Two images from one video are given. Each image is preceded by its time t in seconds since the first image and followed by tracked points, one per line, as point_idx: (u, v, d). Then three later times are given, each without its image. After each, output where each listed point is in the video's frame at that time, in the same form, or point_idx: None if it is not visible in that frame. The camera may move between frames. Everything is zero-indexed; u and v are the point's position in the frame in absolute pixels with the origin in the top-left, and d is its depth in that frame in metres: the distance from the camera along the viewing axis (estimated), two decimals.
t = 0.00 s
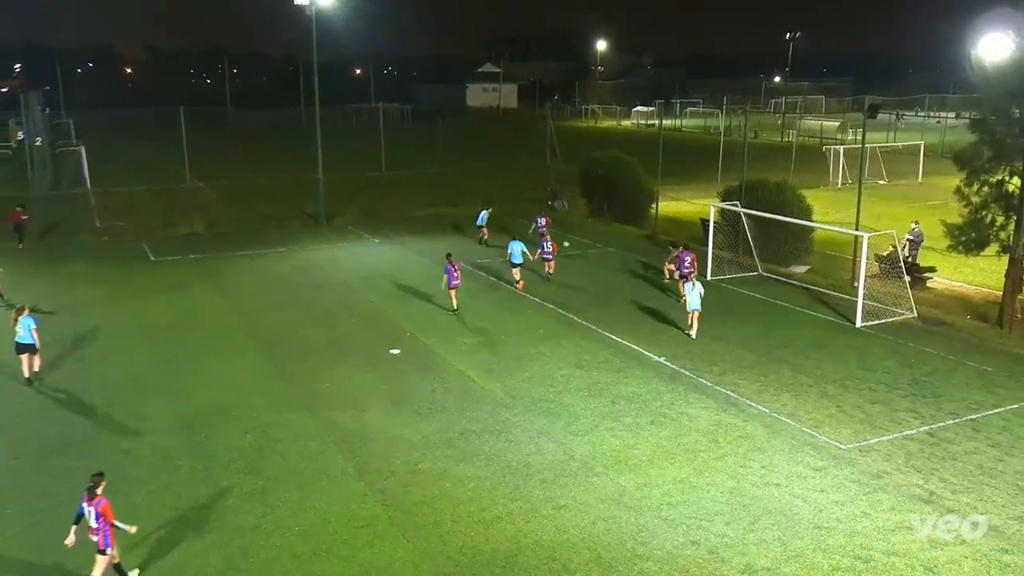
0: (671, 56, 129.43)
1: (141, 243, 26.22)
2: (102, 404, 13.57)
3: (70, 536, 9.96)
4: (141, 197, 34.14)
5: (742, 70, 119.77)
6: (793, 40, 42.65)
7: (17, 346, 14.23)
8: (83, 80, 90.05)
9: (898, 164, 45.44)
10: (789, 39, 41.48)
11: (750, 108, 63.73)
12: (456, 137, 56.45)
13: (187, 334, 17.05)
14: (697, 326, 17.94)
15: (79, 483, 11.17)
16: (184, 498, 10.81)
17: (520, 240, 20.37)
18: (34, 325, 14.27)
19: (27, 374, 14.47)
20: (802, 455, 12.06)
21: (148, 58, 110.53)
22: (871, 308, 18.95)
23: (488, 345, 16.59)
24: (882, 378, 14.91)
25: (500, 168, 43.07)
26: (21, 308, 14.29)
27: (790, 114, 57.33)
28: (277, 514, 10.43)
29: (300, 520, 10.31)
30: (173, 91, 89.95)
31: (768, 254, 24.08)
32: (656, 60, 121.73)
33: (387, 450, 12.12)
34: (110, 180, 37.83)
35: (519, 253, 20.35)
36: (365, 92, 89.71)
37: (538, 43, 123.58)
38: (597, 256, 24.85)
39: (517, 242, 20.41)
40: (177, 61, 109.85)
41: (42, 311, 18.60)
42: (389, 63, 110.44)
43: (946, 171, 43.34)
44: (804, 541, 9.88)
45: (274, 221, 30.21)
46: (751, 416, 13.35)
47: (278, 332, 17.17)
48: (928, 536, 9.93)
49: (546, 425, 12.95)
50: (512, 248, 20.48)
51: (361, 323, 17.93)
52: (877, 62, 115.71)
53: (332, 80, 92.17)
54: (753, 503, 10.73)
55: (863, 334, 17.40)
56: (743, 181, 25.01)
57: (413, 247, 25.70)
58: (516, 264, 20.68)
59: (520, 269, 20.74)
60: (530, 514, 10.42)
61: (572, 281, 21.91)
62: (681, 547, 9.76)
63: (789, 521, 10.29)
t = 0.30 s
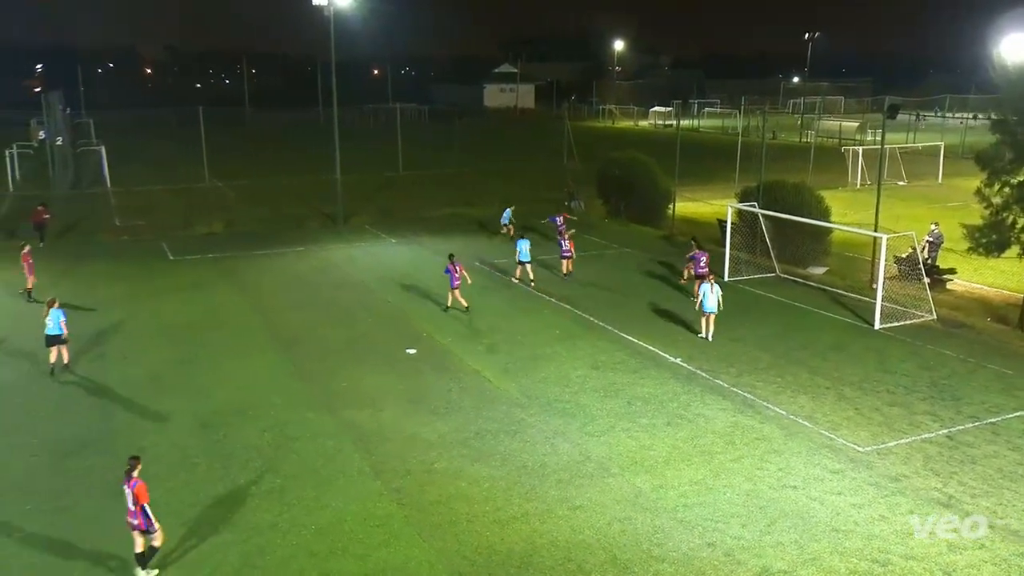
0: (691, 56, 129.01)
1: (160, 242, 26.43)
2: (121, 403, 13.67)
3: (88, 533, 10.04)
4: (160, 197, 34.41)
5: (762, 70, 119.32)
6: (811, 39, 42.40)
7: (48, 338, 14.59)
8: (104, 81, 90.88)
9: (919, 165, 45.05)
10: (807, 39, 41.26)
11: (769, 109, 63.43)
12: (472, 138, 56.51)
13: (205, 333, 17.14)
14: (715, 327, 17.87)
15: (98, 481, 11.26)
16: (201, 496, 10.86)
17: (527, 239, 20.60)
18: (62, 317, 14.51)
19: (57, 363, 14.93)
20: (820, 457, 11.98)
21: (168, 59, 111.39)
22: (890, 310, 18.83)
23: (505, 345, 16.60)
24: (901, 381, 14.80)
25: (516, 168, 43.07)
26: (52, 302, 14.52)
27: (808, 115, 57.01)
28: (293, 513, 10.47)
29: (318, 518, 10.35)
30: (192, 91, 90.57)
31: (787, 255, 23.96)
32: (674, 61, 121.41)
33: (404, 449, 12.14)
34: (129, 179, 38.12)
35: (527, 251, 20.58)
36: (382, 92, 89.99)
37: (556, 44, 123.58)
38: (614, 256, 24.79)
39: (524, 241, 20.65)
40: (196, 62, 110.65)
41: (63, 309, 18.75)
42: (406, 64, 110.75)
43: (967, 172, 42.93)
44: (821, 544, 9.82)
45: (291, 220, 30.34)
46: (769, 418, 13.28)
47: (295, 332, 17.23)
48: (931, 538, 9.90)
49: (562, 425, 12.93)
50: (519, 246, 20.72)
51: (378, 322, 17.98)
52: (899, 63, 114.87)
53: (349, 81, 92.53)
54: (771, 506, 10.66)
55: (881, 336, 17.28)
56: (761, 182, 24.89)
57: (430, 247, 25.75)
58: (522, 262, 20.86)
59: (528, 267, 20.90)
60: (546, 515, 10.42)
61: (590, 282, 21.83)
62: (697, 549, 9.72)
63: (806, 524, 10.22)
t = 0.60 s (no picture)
0: (713, 55, 128.22)
1: (182, 241, 26.63)
2: (143, 399, 13.79)
3: (110, 527, 10.13)
4: (180, 196, 34.67)
5: (786, 70, 118.36)
6: (834, 39, 42.02)
7: (76, 329, 15.06)
8: (127, 80, 91.68)
9: (942, 166, 44.57)
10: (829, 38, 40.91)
11: (790, 109, 62.98)
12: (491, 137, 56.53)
13: (226, 331, 17.26)
14: (736, 328, 17.79)
15: (120, 476, 11.36)
16: (221, 493, 10.94)
17: (537, 235, 20.75)
18: (91, 309, 14.98)
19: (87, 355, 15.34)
20: (841, 460, 11.90)
21: (190, 58, 112.18)
22: (912, 312, 18.67)
23: (523, 345, 16.59)
24: (924, 384, 14.66)
25: (534, 168, 43.04)
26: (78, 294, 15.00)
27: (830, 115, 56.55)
28: (311, 511, 10.52)
29: (336, 517, 10.39)
30: (214, 91, 91.14)
31: (808, 257, 23.81)
32: (696, 60, 120.77)
33: (423, 449, 12.17)
34: (151, 178, 38.44)
35: (536, 246, 20.73)
36: (402, 91, 90.19)
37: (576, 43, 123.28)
38: (633, 257, 24.73)
39: (532, 236, 20.79)
40: (218, 62, 111.37)
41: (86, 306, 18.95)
42: (426, 64, 110.94)
43: (992, 173, 42.42)
44: (842, 547, 9.76)
45: (311, 220, 30.50)
46: (789, 420, 13.21)
47: (315, 331, 17.31)
48: (919, 534, 10.02)
49: (581, 426, 12.92)
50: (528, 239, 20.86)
51: (397, 322, 18.01)
52: (924, 62, 113.57)
53: (369, 81, 92.85)
54: (790, 508, 10.61)
55: (903, 338, 17.13)
56: (782, 182, 24.73)
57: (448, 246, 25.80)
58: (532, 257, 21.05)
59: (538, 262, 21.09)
60: (565, 515, 10.41)
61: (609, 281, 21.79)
62: (716, 551, 9.68)
63: (826, 527, 10.16)
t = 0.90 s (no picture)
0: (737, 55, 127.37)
1: (205, 239, 26.85)
2: (166, 396, 13.92)
3: (133, 522, 10.23)
4: (203, 195, 34.96)
5: (811, 70, 117.35)
6: (859, 38, 41.62)
7: (102, 319, 15.60)
8: (153, 80, 92.55)
9: (968, 167, 44.03)
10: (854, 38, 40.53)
11: (814, 109, 62.46)
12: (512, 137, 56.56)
13: (249, 329, 17.38)
14: (758, 330, 17.68)
15: (143, 472, 11.47)
16: (242, 490, 11.01)
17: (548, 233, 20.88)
18: (117, 300, 15.55)
19: (110, 345, 15.87)
20: (863, 463, 11.80)
21: (215, 59, 113.02)
22: (937, 314, 18.49)
23: (544, 345, 16.59)
24: (949, 387, 14.50)
25: (554, 168, 43.01)
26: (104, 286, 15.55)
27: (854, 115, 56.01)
28: (331, 508, 10.56)
29: (356, 515, 10.43)
30: (238, 91, 91.80)
31: (831, 258, 23.62)
32: (720, 61, 120.07)
33: (443, 448, 12.18)
34: (174, 177, 38.81)
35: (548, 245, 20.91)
36: (423, 91, 90.39)
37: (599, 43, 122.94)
38: (653, 257, 24.65)
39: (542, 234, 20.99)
40: (241, 62, 112.09)
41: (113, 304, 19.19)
42: (447, 64, 111.12)
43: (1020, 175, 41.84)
44: (864, 551, 9.68)
45: (332, 219, 30.65)
46: (811, 422, 13.12)
47: (337, 330, 17.38)
48: (937, 537, 9.94)
49: (601, 426, 12.89)
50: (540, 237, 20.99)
51: (418, 321, 18.06)
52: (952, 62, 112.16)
53: (390, 81, 93.13)
54: (812, 511, 10.53)
55: (927, 340, 16.96)
56: (805, 183, 24.54)
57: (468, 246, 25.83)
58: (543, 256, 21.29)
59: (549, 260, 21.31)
60: (584, 516, 10.38)
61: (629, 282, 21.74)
62: (736, 553, 9.64)
63: (849, 530, 10.08)
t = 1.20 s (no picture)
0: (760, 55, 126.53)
1: (228, 239, 27.02)
2: (188, 394, 14.02)
3: (156, 518, 10.32)
4: (225, 194, 35.18)
5: (836, 69, 116.26)
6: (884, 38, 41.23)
7: (129, 314, 15.86)
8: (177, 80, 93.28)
9: (994, 168, 43.51)
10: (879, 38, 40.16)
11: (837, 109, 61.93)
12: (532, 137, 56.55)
13: (271, 327, 17.48)
14: (780, 331, 17.58)
15: (166, 468, 11.57)
16: (262, 488, 11.07)
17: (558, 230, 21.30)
18: (145, 296, 15.84)
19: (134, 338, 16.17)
20: (886, 466, 11.70)
21: (238, 59, 113.73)
22: (961, 316, 18.31)
23: (564, 345, 16.57)
24: (974, 390, 14.35)
25: (573, 168, 42.97)
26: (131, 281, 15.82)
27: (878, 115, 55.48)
28: (352, 507, 10.61)
29: (377, 513, 10.47)
30: (261, 91, 92.31)
31: (853, 259, 23.44)
32: (743, 60, 119.32)
33: (463, 448, 12.20)
34: (197, 176, 39.12)
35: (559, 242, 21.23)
36: (444, 91, 90.51)
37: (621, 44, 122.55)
38: (673, 258, 24.58)
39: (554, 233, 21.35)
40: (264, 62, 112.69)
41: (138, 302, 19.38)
42: (468, 64, 111.17)
43: None
44: (886, 555, 9.60)
45: (352, 218, 30.78)
46: (833, 425, 13.02)
47: (358, 329, 17.44)
48: (960, 542, 9.85)
49: (621, 427, 12.86)
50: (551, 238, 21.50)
51: (438, 321, 18.09)
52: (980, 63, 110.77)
53: (411, 81, 93.31)
54: (833, 514, 10.45)
55: (952, 343, 16.79)
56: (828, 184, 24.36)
57: (487, 246, 25.85)
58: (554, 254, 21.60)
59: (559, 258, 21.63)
60: (604, 517, 10.36)
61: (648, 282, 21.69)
62: (756, 556, 9.58)
63: (871, 534, 10.00)
